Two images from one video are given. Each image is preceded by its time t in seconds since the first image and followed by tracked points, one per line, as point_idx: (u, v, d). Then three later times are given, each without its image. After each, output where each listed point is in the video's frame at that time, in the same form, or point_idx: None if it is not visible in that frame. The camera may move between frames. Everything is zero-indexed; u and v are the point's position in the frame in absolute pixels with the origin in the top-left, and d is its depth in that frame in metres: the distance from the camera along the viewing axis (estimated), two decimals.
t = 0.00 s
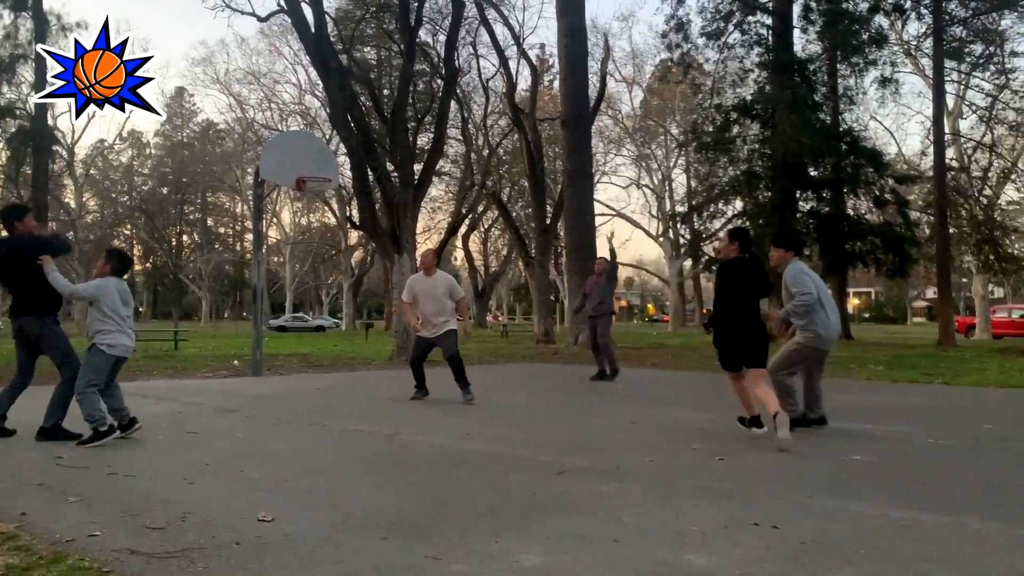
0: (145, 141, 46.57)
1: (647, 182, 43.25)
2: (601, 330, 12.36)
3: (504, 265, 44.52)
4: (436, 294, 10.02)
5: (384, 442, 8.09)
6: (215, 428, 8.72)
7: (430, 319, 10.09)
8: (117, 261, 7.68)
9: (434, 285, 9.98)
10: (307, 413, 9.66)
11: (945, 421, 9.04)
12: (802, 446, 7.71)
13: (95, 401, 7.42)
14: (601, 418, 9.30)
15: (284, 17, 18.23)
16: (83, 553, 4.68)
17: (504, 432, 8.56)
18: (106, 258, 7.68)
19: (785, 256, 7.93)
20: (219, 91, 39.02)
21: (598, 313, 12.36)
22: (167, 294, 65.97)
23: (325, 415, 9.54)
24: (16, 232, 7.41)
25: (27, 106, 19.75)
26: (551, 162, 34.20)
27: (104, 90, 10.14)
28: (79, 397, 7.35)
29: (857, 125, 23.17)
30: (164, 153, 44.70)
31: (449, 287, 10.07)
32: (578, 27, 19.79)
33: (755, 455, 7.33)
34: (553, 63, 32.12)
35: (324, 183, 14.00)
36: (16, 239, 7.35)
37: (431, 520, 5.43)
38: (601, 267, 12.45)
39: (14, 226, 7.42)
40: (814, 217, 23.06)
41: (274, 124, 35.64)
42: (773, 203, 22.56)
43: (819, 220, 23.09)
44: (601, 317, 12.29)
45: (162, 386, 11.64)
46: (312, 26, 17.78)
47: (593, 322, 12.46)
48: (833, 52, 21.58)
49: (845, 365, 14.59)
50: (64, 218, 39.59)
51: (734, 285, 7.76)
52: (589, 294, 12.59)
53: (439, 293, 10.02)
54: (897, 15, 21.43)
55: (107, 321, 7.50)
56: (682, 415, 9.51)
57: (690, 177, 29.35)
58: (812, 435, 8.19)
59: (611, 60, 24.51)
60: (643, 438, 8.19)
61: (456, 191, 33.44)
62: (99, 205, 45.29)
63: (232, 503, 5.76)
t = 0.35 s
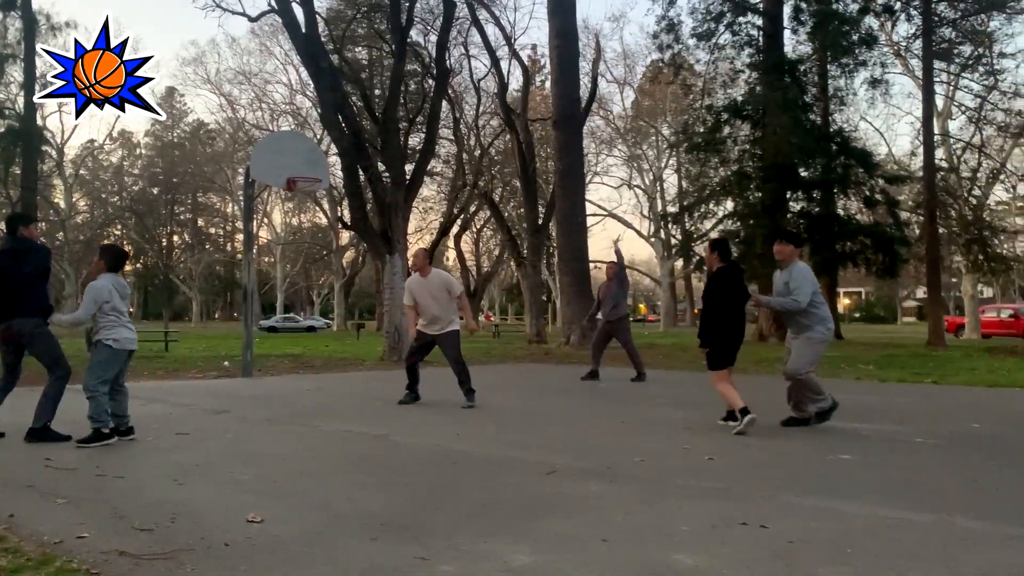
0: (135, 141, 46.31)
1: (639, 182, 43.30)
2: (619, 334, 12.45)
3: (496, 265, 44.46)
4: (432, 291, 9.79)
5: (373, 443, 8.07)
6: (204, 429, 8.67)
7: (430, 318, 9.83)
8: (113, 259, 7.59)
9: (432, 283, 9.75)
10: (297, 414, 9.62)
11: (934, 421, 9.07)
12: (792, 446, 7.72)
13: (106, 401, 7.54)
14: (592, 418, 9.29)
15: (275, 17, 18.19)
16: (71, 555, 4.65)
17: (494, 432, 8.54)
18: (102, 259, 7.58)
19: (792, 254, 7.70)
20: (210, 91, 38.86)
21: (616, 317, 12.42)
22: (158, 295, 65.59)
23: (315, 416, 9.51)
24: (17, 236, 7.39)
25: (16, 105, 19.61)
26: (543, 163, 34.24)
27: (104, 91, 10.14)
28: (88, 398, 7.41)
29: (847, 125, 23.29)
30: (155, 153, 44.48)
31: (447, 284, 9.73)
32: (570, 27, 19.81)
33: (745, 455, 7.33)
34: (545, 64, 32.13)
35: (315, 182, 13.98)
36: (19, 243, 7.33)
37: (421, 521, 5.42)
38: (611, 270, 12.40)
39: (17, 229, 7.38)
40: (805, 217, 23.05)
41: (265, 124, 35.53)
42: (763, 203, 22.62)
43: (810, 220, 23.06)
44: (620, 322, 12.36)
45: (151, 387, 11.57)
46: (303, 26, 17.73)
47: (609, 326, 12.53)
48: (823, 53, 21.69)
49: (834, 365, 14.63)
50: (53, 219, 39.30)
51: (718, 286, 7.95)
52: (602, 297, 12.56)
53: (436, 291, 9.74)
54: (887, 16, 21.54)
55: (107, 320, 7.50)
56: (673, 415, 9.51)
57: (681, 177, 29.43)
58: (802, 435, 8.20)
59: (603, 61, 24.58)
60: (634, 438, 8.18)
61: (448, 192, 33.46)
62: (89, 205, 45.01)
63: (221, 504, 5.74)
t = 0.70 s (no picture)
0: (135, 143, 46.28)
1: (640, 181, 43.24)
2: (627, 332, 12.43)
3: (497, 265, 44.42)
4: (403, 288, 9.66)
5: (375, 443, 8.08)
6: (206, 431, 8.67)
7: (407, 317, 9.70)
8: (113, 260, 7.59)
9: (403, 280, 9.66)
10: (299, 415, 9.64)
11: (933, 419, 9.06)
12: (793, 445, 7.71)
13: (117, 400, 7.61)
14: (593, 418, 9.31)
15: (275, 18, 18.17)
16: (75, 558, 4.67)
17: (494, 433, 8.56)
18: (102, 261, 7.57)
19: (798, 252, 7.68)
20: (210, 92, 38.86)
21: (623, 315, 12.41)
22: (159, 296, 65.57)
23: (316, 417, 9.51)
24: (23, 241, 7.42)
25: (16, 106, 19.58)
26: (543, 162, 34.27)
27: (104, 91, 10.14)
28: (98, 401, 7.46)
29: (847, 124, 23.30)
30: (156, 154, 44.45)
31: (418, 281, 9.62)
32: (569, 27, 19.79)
33: (745, 454, 7.33)
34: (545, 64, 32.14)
35: (316, 184, 13.93)
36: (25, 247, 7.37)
37: (422, 521, 5.43)
38: (619, 268, 12.45)
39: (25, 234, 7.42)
40: (805, 216, 22.82)
41: (265, 125, 35.50)
42: (763, 202, 22.54)
43: (810, 219, 22.76)
44: (626, 319, 12.32)
45: (153, 389, 11.56)
46: (303, 27, 17.70)
47: (615, 324, 12.52)
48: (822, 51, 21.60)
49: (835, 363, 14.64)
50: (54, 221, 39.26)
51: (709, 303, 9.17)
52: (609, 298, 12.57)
53: (408, 288, 9.65)
54: (887, 14, 21.50)
55: (109, 322, 7.51)
56: (673, 415, 9.51)
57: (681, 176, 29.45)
58: (802, 434, 8.20)
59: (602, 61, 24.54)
60: (634, 437, 8.18)
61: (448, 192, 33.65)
62: (90, 207, 44.95)
63: (223, 506, 5.75)
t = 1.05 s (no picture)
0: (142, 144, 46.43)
1: (647, 178, 43.10)
2: (630, 330, 12.42)
3: (504, 264, 44.38)
4: (414, 292, 9.64)
5: (383, 442, 8.11)
6: (216, 431, 8.70)
7: (411, 321, 9.71)
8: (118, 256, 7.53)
9: (414, 284, 9.64)
10: (308, 415, 9.68)
11: (943, 416, 9.01)
12: (802, 441, 7.69)
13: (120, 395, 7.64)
14: (602, 417, 9.29)
15: (280, 19, 18.21)
16: (88, 558, 4.70)
17: (502, 431, 8.57)
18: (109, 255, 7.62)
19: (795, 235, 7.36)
20: (217, 94, 39.00)
21: (627, 313, 12.40)
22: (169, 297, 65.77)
23: (324, 417, 9.55)
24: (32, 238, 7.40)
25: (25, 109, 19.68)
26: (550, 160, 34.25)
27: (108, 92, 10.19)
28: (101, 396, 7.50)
29: (855, 120, 23.18)
30: (163, 155, 44.61)
31: (429, 287, 9.60)
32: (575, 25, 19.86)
33: (753, 452, 7.32)
34: (550, 62, 32.12)
35: (323, 185, 13.92)
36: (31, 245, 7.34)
37: (430, 520, 5.46)
38: (623, 266, 12.47)
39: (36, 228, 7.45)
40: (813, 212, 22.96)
41: (272, 126, 35.56)
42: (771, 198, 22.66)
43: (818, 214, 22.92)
44: (629, 317, 12.32)
45: (162, 390, 11.61)
46: (309, 28, 17.71)
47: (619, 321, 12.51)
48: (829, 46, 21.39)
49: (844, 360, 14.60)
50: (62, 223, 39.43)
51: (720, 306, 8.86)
52: (612, 295, 12.56)
53: (417, 292, 9.63)
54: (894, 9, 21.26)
55: (113, 318, 7.51)
56: (681, 413, 9.49)
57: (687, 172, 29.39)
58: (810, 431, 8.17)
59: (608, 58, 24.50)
60: (642, 435, 8.18)
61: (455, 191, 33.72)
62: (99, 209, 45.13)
63: (233, 506, 5.78)
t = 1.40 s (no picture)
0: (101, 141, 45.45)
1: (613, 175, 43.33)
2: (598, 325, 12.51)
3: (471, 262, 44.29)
4: (406, 278, 9.40)
5: (349, 441, 8.05)
6: (178, 432, 8.56)
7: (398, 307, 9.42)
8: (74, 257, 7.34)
9: (407, 268, 9.41)
10: (272, 414, 9.56)
11: (901, 408, 9.17)
12: (763, 435, 7.79)
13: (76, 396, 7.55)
14: (568, 413, 9.32)
15: (242, 13, 17.98)
16: (45, 561, 4.60)
17: (468, 429, 8.56)
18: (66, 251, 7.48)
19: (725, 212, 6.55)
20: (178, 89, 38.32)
21: (595, 309, 12.46)
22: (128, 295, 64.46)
23: (289, 416, 9.45)
24: None
25: None
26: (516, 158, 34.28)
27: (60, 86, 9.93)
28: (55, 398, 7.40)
29: (815, 118, 23.55)
30: (124, 152, 43.70)
31: (423, 272, 9.43)
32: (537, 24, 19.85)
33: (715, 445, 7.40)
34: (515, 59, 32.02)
35: (286, 181, 13.78)
36: None
37: (395, 517, 5.44)
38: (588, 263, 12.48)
39: None
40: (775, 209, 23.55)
41: (234, 122, 35.02)
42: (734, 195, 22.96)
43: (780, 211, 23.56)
44: (598, 315, 12.39)
45: (121, 390, 11.36)
46: (270, 23, 17.54)
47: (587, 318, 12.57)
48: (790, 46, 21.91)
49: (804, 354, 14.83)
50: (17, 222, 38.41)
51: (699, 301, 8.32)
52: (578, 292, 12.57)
53: (410, 277, 9.41)
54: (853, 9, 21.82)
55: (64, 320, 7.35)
56: (646, 408, 9.55)
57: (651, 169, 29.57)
58: (771, 425, 8.28)
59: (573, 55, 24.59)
60: (607, 431, 8.20)
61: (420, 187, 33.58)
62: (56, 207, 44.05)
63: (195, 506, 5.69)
